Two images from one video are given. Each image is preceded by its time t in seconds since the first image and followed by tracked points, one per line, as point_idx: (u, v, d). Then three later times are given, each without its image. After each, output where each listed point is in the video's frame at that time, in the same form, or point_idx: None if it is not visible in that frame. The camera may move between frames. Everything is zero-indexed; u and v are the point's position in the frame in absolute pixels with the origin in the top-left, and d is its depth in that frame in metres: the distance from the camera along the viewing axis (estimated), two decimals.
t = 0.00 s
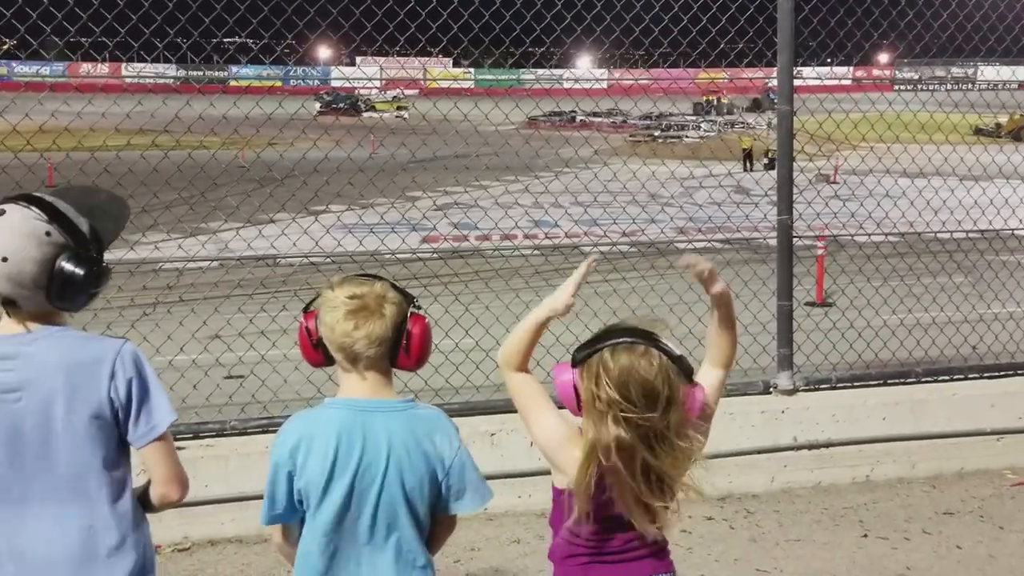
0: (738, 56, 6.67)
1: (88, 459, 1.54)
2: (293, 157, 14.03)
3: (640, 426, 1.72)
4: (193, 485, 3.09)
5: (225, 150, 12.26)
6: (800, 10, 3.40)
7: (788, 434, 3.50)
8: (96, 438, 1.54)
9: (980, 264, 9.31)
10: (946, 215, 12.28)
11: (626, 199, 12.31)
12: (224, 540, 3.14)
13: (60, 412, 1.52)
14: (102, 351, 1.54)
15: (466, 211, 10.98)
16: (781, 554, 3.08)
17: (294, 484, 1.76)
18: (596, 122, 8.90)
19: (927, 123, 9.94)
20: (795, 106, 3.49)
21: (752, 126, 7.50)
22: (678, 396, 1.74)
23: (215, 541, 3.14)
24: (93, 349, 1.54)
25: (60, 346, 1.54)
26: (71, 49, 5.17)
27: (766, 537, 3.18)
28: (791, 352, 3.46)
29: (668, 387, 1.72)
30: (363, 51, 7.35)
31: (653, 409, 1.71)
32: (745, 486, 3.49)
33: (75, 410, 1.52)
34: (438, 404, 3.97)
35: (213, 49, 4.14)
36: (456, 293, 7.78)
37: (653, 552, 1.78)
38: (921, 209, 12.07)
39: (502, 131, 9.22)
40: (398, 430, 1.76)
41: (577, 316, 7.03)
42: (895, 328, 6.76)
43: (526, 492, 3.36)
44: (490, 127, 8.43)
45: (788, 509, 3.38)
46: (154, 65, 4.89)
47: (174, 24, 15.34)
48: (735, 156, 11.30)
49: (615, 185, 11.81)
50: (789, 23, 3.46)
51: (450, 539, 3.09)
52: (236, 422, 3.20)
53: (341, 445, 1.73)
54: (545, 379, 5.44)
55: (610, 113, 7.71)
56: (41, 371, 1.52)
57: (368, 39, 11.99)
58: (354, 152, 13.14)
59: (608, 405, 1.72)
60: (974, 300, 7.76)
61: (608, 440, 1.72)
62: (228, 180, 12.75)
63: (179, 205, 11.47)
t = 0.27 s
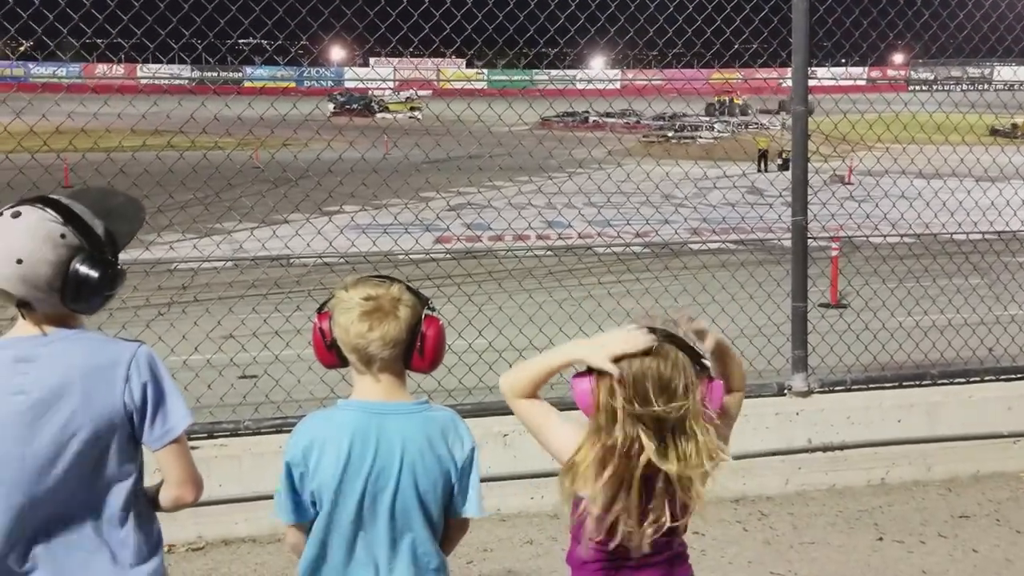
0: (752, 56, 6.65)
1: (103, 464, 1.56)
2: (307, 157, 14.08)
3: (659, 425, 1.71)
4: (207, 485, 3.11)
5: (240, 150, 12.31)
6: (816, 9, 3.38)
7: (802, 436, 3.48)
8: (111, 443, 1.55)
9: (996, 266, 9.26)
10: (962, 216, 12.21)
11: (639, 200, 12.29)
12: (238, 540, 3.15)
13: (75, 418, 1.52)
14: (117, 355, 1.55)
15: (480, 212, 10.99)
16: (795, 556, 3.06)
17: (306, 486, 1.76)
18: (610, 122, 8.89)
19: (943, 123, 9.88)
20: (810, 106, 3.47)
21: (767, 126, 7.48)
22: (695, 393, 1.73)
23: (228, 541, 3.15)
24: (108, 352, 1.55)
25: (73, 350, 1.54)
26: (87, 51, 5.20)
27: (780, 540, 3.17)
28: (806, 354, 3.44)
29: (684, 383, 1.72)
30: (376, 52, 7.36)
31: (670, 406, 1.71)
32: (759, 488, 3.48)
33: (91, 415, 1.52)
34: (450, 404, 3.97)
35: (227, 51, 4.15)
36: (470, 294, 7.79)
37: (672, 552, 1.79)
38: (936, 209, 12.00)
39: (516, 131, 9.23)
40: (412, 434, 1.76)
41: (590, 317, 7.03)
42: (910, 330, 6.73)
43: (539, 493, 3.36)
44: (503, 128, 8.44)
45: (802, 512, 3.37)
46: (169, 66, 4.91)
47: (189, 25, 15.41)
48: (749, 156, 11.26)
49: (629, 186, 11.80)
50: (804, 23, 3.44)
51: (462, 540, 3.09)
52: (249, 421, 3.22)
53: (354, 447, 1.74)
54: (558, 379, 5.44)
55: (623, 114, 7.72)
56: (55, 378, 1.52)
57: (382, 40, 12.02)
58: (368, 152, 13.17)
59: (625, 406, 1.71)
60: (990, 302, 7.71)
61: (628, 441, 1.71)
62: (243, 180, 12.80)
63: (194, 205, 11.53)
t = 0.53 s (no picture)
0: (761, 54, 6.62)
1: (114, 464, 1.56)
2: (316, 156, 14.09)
3: (676, 421, 1.72)
4: (215, 482, 3.11)
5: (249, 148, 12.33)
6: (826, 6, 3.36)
7: (811, 435, 3.47)
8: (118, 446, 1.55)
9: (1007, 264, 9.21)
10: (972, 214, 12.15)
11: (648, 198, 12.27)
12: (246, 538, 3.16)
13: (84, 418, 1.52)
14: (126, 356, 1.56)
15: (487, 210, 10.98)
16: (804, 555, 3.05)
17: (314, 484, 1.75)
18: (618, 120, 8.87)
19: (953, 120, 9.83)
20: (820, 104, 3.46)
21: (776, 124, 7.46)
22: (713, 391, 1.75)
23: (237, 539, 3.15)
24: (117, 354, 1.56)
25: (82, 351, 1.54)
26: (96, 50, 5.21)
27: (789, 539, 3.16)
28: (815, 352, 3.43)
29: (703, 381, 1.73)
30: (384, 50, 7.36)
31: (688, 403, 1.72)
32: (768, 487, 3.47)
33: (99, 417, 1.53)
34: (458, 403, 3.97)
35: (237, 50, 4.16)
36: (478, 292, 7.79)
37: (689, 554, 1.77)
38: (947, 207, 11.95)
39: (524, 129, 9.21)
40: (420, 433, 1.76)
41: (598, 315, 7.01)
42: (921, 328, 6.70)
43: (547, 491, 3.35)
44: (511, 126, 8.43)
45: (811, 511, 3.36)
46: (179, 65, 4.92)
47: (198, 24, 15.44)
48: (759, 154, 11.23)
49: (637, 184, 11.77)
50: (813, 21, 3.43)
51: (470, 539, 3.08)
52: (258, 420, 3.22)
53: (364, 444, 1.74)
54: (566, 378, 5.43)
55: (631, 111, 7.70)
56: (64, 380, 1.52)
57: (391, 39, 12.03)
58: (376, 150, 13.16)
59: (642, 400, 1.72)
60: (1000, 301, 7.67)
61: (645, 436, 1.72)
62: (251, 178, 12.81)
63: (203, 204, 11.55)
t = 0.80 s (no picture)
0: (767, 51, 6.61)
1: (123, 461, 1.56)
2: (323, 152, 14.10)
3: (685, 415, 1.73)
4: (222, 479, 3.11)
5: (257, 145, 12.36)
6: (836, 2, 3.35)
7: (820, 433, 3.46)
8: (125, 444, 1.55)
9: (1017, 262, 9.17)
10: (982, 211, 12.10)
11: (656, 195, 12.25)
12: (254, 533, 3.16)
13: (91, 413, 1.53)
14: (132, 355, 1.56)
15: (495, 206, 10.97)
16: (811, 553, 3.04)
17: (322, 480, 1.76)
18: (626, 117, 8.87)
19: (963, 117, 9.79)
20: (830, 100, 3.45)
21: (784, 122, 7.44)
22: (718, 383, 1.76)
23: (245, 534, 3.16)
24: (124, 352, 1.56)
25: (89, 349, 1.54)
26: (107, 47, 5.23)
27: (796, 537, 3.15)
28: (823, 349, 3.42)
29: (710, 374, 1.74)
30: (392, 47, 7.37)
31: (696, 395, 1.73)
32: (776, 485, 3.46)
33: (105, 415, 1.53)
34: (466, 400, 3.97)
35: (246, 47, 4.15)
36: (485, 289, 7.79)
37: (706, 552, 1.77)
38: (956, 205, 11.90)
39: (532, 125, 9.21)
40: (425, 429, 1.76)
41: (605, 313, 7.00)
42: (929, 326, 6.68)
43: (554, 488, 3.35)
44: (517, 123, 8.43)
45: (819, 509, 3.34)
46: (187, 61, 4.92)
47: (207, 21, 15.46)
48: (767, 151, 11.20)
49: (645, 182, 11.75)
50: (824, 16, 3.41)
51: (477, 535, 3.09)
52: (267, 416, 3.22)
53: (369, 441, 1.73)
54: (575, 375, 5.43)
55: (639, 108, 7.69)
56: (71, 378, 1.53)
57: (399, 36, 12.03)
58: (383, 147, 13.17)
59: (652, 396, 1.72)
60: (1010, 299, 7.64)
61: (657, 431, 1.71)
62: (259, 175, 12.83)
63: (211, 200, 11.57)
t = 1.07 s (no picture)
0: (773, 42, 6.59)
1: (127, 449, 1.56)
2: (327, 144, 14.08)
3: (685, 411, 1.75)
4: (226, 471, 3.11)
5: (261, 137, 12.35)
6: None
7: (824, 425, 3.45)
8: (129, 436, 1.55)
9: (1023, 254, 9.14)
10: (988, 203, 12.05)
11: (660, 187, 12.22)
12: (258, 524, 3.17)
13: (94, 403, 1.53)
14: (138, 346, 1.55)
15: (499, 198, 10.95)
16: (815, 545, 3.04)
17: (325, 471, 1.76)
18: (630, 108, 8.84)
19: (969, 108, 9.75)
20: (835, 91, 3.43)
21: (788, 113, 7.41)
22: (715, 378, 1.78)
23: (249, 526, 3.17)
24: (130, 344, 1.55)
25: (95, 340, 1.55)
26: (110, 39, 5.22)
27: (800, 529, 3.14)
28: (828, 341, 3.41)
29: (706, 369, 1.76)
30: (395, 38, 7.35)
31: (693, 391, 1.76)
32: (780, 477, 3.45)
33: (110, 406, 1.53)
34: (470, 391, 3.97)
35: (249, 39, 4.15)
36: (489, 281, 7.78)
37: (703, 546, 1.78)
38: (962, 196, 11.85)
39: (536, 116, 9.19)
40: (428, 419, 1.76)
41: (609, 304, 7.00)
42: (934, 318, 6.66)
43: (558, 480, 3.35)
44: (522, 114, 8.41)
45: (823, 501, 3.34)
46: (190, 53, 4.91)
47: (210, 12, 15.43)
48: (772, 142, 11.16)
49: (649, 173, 11.73)
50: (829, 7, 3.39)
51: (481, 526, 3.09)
52: (270, 408, 3.23)
53: (372, 432, 1.73)
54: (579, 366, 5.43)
55: (643, 99, 7.66)
56: (76, 369, 1.53)
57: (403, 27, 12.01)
58: (387, 138, 13.15)
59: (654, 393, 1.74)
60: (1015, 290, 7.61)
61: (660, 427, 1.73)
62: (263, 166, 12.82)
63: (215, 192, 11.57)
